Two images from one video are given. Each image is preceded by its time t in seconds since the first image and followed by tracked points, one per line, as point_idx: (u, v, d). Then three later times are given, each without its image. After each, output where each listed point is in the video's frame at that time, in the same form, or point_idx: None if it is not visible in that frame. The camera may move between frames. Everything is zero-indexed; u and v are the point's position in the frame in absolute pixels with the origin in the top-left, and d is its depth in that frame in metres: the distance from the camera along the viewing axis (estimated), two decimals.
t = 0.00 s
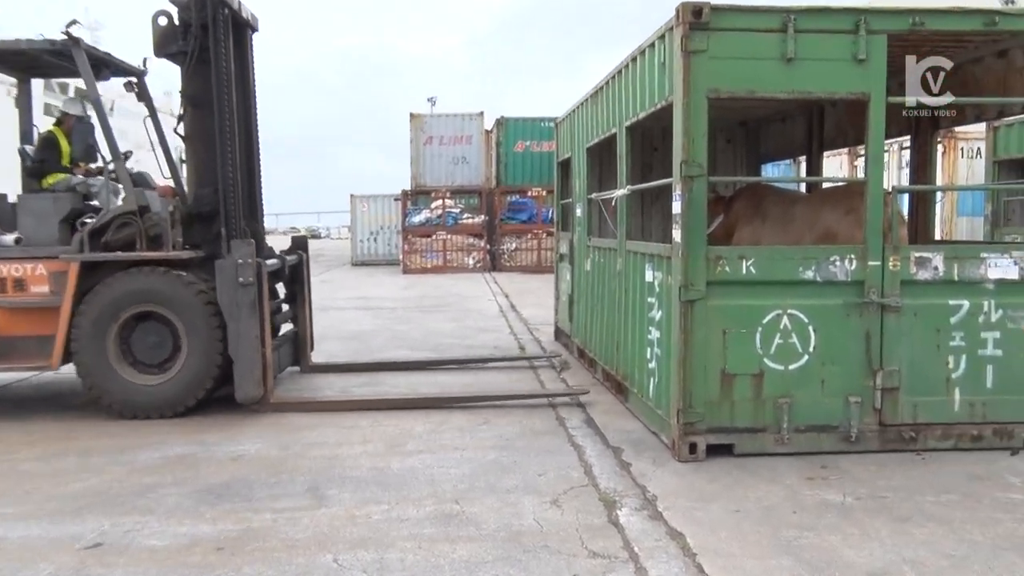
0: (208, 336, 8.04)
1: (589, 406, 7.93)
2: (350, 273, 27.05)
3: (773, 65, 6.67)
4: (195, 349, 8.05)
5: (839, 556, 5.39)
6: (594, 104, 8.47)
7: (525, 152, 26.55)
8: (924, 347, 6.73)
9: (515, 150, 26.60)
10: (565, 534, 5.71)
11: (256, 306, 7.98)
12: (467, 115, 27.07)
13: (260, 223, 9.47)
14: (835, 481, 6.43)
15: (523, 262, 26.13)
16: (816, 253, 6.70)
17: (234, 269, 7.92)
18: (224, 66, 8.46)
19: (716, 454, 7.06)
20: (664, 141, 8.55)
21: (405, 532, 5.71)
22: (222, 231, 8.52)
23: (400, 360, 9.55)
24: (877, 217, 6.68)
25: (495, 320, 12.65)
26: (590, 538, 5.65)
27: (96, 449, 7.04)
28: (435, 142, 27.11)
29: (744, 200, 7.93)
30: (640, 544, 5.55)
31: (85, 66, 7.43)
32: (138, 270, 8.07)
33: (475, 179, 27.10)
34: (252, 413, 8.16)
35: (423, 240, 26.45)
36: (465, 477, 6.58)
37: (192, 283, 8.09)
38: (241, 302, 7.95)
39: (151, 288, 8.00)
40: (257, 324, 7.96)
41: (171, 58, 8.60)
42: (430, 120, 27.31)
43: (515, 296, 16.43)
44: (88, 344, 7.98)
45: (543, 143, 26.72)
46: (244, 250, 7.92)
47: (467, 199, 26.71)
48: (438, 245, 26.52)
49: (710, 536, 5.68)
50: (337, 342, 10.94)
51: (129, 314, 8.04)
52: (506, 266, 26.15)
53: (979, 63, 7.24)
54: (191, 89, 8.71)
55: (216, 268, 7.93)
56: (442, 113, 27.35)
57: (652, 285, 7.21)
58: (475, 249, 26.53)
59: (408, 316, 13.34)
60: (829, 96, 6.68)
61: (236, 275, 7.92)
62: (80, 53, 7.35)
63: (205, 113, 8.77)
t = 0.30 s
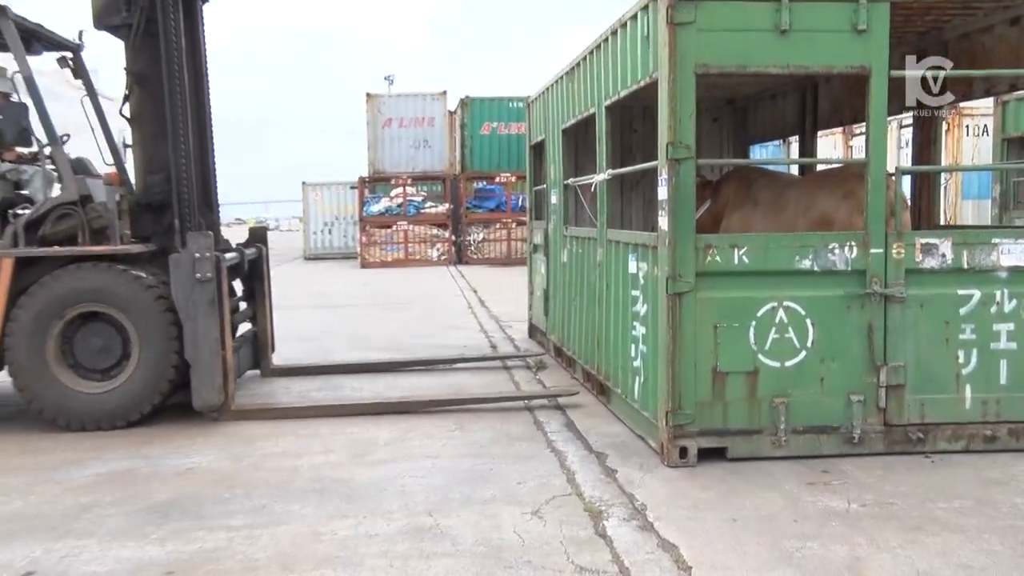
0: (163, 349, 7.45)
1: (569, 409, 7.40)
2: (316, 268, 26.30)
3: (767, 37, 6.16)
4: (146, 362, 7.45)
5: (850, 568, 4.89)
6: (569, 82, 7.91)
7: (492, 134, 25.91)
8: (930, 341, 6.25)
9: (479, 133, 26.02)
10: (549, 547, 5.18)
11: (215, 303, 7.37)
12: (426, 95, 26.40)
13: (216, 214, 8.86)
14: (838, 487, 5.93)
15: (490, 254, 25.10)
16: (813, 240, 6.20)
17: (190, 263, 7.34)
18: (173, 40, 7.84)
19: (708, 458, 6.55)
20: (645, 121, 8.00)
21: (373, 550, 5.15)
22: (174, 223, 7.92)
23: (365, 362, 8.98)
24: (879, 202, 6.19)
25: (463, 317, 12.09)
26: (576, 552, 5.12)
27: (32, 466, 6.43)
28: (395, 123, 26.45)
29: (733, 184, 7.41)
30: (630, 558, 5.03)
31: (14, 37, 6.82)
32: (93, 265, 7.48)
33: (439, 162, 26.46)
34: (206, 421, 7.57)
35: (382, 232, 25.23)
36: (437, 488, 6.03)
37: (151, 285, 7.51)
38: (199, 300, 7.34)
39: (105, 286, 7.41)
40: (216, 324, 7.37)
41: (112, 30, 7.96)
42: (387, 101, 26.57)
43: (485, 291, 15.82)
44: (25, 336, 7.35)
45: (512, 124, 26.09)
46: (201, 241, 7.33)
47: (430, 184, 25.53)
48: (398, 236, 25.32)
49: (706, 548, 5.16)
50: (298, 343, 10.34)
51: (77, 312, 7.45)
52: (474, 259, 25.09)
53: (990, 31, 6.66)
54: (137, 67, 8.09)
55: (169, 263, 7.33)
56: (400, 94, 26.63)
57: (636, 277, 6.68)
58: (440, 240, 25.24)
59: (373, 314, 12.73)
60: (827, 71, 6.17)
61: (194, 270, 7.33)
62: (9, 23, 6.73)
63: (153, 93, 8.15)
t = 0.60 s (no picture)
0: (110, 364, 6.89)
1: (545, 416, 6.89)
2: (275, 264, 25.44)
3: (759, 10, 5.67)
4: (90, 375, 6.88)
5: None
6: (542, 60, 7.38)
7: (454, 117, 24.52)
8: (936, 338, 5.80)
9: (442, 117, 24.48)
10: (529, 567, 4.68)
11: (169, 302, 6.86)
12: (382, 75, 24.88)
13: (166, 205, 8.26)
14: (838, 497, 5.47)
15: (453, 248, 23.89)
16: (809, 230, 5.74)
17: (141, 259, 6.85)
18: (116, 12, 7.24)
19: (697, 467, 6.07)
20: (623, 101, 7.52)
21: (335, 572, 4.63)
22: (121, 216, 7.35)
23: (324, 365, 8.43)
24: (879, 189, 5.74)
25: (428, 317, 11.51)
26: (560, 571, 4.63)
27: None
28: (349, 104, 24.76)
29: (719, 171, 6.92)
30: None
31: None
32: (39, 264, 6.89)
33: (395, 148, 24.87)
34: (153, 433, 7.01)
35: (336, 224, 23.68)
36: (404, 503, 5.50)
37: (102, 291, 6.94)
38: (151, 299, 6.82)
39: (52, 288, 6.83)
40: (172, 326, 6.85)
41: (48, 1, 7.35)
42: (339, 80, 24.89)
43: (448, 289, 15.16)
44: None
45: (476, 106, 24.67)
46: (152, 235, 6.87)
47: (388, 172, 24.09)
48: (353, 229, 23.76)
49: (700, 565, 4.68)
50: (253, 347, 9.75)
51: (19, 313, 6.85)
52: (437, 253, 23.79)
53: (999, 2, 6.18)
54: (77, 43, 7.49)
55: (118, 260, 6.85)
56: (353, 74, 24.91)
57: (617, 272, 6.19)
58: (398, 233, 23.92)
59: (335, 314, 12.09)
60: (823, 48, 5.69)
61: (144, 268, 6.82)
62: None
63: (95, 72, 7.54)
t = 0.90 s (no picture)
0: (59, 382, 6.26)
1: (516, 427, 6.39)
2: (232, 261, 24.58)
3: None
4: (37, 388, 6.24)
5: None
6: (513, 38, 6.86)
7: (414, 101, 21.74)
8: (941, 343, 5.36)
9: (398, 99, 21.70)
10: None
11: (129, 302, 6.20)
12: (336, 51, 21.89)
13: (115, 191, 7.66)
14: (837, 516, 5.00)
15: (413, 244, 21.61)
16: (803, 225, 5.28)
17: (97, 253, 6.17)
18: None
19: (682, 482, 5.60)
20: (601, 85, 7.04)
21: None
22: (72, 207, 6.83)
23: (277, 372, 7.87)
24: (880, 182, 5.29)
25: (388, 319, 10.95)
26: None
27: None
28: (297, 86, 22.01)
29: (705, 160, 6.41)
30: None
31: None
32: None
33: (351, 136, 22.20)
34: (88, 447, 6.45)
35: (284, 216, 21.31)
36: (361, 522, 4.98)
37: (61, 297, 6.33)
38: (108, 299, 6.17)
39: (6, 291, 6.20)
40: (131, 329, 6.22)
41: None
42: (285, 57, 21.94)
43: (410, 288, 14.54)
44: None
45: (437, 90, 21.86)
46: (109, 228, 6.16)
47: (341, 162, 21.66)
48: (303, 223, 21.41)
49: None
50: (201, 351, 9.16)
51: None
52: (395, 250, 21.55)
53: None
54: (19, 13, 6.88)
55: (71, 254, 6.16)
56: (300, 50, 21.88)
57: (595, 270, 5.71)
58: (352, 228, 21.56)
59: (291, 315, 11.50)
60: (821, 27, 5.20)
61: (101, 263, 6.16)
62: None
63: (39, 45, 6.92)
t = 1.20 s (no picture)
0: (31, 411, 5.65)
1: (494, 462, 5.92)
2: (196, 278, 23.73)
3: None
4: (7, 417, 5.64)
5: None
6: (490, 36, 6.38)
7: (379, 104, 20.69)
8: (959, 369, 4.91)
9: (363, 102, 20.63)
10: None
11: (110, 325, 5.55)
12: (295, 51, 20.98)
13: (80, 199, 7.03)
14: (849, 560, 4.52)
15: (379, 260, 19.99)
16: (809, 239, 4.81)
17: (76, 271, 5.50)
18: None
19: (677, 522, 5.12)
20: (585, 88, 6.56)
21: None
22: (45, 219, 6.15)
23: (235, 403, 7.34)
24: (892, 194, 4.83)
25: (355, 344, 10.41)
26: None
27: None
28: (251, 88, 20.98)
29: (700, 168, 5.98)
30: None
31: None
32: None
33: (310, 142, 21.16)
34: (28, 486, 5.91)
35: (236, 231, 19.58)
36: (322, 568, 4.47)
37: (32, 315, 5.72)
38: (87, 322, 5.51)
39: None
40: (112, 355, 5.57)
41: None
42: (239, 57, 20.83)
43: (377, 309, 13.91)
44: None
45: (407, 90, 20.90)
46: (90, 242, 5.50)
47: (301, 171, 20.41)
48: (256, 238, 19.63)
49: None
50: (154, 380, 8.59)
51: None
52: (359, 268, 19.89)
53: None
54: None
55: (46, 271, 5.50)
56: (255, 51, 20.90)
57: (581, 289, 5.23)
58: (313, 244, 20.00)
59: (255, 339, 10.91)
60: (827, 24, 4.73)
61: (80, 282, 5.50)
62: None
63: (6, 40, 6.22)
